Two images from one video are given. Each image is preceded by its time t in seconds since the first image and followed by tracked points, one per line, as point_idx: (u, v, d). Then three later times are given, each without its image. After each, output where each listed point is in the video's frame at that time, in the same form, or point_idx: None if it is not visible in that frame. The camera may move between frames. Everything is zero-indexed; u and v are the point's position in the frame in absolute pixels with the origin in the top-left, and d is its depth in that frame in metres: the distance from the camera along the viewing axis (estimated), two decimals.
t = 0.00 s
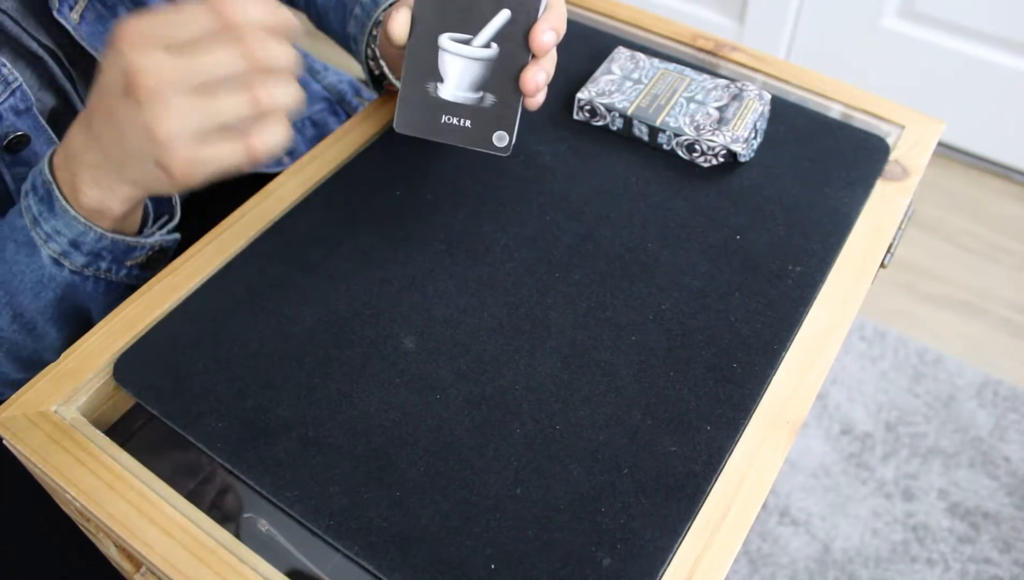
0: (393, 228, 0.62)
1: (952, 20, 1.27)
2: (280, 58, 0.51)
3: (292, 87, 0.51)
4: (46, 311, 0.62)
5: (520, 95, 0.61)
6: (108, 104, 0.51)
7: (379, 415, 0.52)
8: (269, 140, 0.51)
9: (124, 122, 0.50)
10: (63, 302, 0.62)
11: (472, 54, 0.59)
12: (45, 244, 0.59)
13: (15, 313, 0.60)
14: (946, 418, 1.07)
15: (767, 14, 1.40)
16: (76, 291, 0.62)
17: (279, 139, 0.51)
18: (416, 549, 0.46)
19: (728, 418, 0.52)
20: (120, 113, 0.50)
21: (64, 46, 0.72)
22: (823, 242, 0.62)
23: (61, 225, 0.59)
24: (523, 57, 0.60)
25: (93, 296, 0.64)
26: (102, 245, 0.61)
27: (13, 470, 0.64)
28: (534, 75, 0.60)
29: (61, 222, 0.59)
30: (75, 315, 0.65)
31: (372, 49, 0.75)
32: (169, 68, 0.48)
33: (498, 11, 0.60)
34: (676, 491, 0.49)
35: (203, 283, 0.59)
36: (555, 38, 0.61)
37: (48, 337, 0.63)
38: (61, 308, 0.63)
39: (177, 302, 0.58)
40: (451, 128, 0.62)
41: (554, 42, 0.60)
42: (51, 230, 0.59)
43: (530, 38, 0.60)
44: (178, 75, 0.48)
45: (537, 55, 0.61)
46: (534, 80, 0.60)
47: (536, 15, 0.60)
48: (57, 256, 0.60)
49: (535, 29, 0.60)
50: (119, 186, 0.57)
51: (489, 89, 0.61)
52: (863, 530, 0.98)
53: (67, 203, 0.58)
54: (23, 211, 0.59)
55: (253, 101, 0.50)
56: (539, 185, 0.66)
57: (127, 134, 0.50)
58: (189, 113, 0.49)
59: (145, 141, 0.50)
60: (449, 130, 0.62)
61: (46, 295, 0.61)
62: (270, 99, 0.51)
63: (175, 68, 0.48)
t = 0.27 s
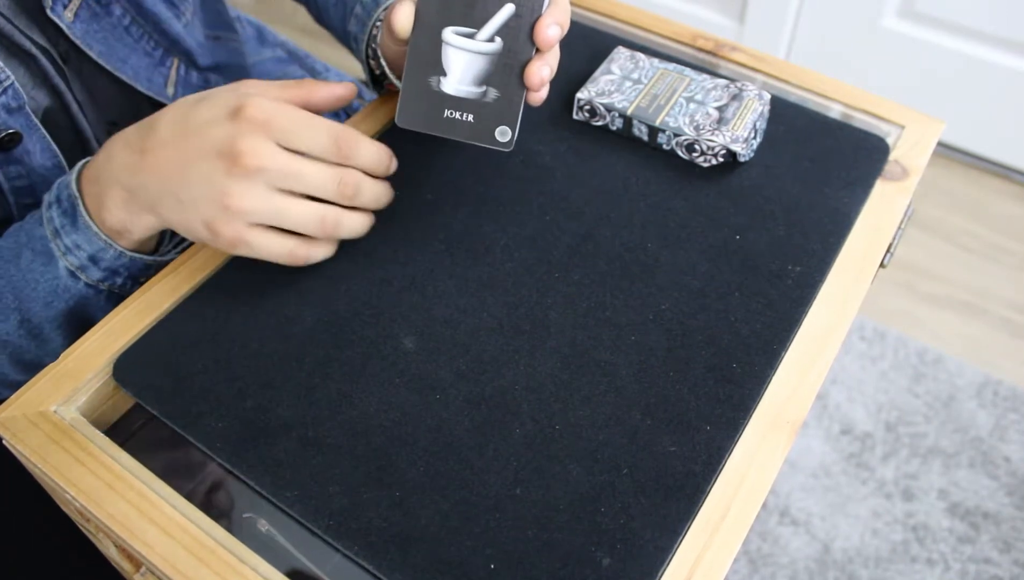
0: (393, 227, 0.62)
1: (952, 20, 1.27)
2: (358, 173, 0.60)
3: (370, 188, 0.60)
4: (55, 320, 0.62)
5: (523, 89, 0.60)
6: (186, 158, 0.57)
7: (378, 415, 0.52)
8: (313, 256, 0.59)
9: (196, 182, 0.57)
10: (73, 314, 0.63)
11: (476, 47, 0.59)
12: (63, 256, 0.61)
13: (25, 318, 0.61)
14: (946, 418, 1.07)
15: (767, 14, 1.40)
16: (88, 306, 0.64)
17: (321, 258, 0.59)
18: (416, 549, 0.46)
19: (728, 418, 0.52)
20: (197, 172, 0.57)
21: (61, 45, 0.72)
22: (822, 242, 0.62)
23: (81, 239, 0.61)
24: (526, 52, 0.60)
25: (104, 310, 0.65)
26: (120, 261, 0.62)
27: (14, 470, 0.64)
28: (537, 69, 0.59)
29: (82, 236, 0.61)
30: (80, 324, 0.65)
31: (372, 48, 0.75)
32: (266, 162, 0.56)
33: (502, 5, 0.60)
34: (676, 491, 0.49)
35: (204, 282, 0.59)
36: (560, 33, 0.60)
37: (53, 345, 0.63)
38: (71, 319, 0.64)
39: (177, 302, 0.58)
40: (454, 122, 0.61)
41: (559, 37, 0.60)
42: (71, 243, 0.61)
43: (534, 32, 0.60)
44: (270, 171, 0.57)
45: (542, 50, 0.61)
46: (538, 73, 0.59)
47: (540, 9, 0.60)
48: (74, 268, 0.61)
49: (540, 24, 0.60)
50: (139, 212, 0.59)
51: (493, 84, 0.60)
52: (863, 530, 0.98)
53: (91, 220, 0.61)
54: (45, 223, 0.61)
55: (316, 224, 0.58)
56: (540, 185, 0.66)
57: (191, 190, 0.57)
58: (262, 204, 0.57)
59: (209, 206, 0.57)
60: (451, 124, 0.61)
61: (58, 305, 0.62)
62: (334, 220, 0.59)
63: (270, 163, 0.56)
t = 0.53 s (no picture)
0: (393, 227, 0.62)
1: (952, 20, 1.27)
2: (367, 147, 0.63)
3: (381, 158, 0.62)
4: (45, 312, 0.62)
5: (533, 98, 0.60)
6: (194, 135, 0.59)
7: (378, 415, 0.52)
8: (320, 232, 0.59)
9: (208, 154, 0.59)
10: (63, 304, 0.63)
11: (487, 57, 0.59)
12: (48, 245, 0.61)
13: (15, 310, 0.61)
14: (946, 418, 1.07)
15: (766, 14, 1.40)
16: (78, 296, 0.63)
17: (327, 237, 0.59)
18: (416, 549, 0.46)
19: (728, 418, 0.52)
20: (209, 146, 0.59)
21: (53, 38, 0.71)
22: (822, 242, 0.62)
23: (64, 228, 0.60)
24: (537, 61, 0.60)
25: (94, 300, 0.64)
26: (105, 249, 0.62)
27: (13, 470, 0.64)
28: (550, 78, 0.60)
29: (65, 224, 0.60)
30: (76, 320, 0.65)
31: (372, 48, 0.75)
32: (282, 132, 0.60)
33: (513, 15, 0.60)
34: (676, 491, 0.49)
35: (204, 282, 0.59)
36: (570, 43, 0.61)
37: (46, 337, 0.64)
38: (63, 311, 0.64)
39: (177, 302, 0.58)
40: (464, 132, 0.60)
41: (570, 46, 0.61)
42: (55, 232, 0.60)
43: (545, 42, 0.60)
44: (285, 140, 0.60)
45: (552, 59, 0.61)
46: (551, 82, 0.60)
47: (551, 19, 0.60)
48: (59, 257, 0.61)
49: (551, 34, 0.60)
50: (137, 197, 0.59)
51: (504, 93, 0.60)
52: (863, 530, 0.98)
53: (74, 207, 0.60)
54: (30, 213, 0.61)
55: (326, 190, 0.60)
56: (540, 185, 0.66)
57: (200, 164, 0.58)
58: (275, 172, 0.59)
59: (219, 177, 0.58)
60: (461, 134, 0.60)
61: (46, 295, 0.62)
62: (344, 185, 0.60)
63: (284, 133, 0.60)
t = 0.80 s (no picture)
0: (393, 227, 0.62)
1: (952, 20, 1.27)
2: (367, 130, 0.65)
3: (382, 139, 0.64)
4: (43, 304, 0.62)
5: (551, 110, 0.59)
6: (198, 117, 0.61)
7: (378, 415, 0.52)
8: (324, 210, 0.60)
9: (212, 136, 0.60)
10: (61, 295, 0.63)
11: (502, 73, 0.57)
12: (46, 234, 0.60)
13: (13, 302, 0.61)
14: (946, 418, 1.07)
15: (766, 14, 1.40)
16: (76, 285, 0.63)
17: (329, 215, 0.60)
18: (415, 549, 0.46)
19: (728, 418, 0.52)
20: (213, 128, 0.60)
21: (42, 30, 0.72)
22: (822, 242, 0.62)
23: (62, 215, 0.60)
24: (552, 73, 0.58)
25: (92, 289, 0.64)
26: (103, 236, 0.62)
27: (13, 470, 0.64)
28: (566, 89, 0.58)
29: (63, 211, 0.60)
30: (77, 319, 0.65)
31: (373, 50, 0.74)
32: (286, 116, 0.62)
33: (524, 27, 0.57)
34: (675, 491, 0.49)
35: (204, 281, 0.59)
36: (582, 52, 0.59)
37: (45, 330, 0.63)
38: (61, 303, 0.64)
39: (177, 301, 0.58)
40: (485, 148, 0.60)
41: (583, 55, 0.59)
42: (53, 220, 0.60)
43: (557, 53, 0.58)
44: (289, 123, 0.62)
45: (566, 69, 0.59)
46: (566, 93, 0.58)
47: (561, 29, 0.58)
48: (58, 245, 0.61)
49: (563, 44, 0.58)
50: (137, 178, 0.59)
51: (522, 107, 0.59)
52: (863, 530, 0.97)
53: (71, 193, 0.60)
54: (27, 201, 0.60)
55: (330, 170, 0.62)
56: (540, 185, 0.66)
57: (205, 144, 0.60)
58: (280, 153, 0.61)
59: (224, 158, 0.60)
60: (483, 150, 0.60)
61: (44, 285, 0.61)
62: (347, 165, 0.62)
63: (288, 116, 0.62)
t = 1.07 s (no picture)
0: (393, 227, 0.62)
1: (952, 20, 1.27)
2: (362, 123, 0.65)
3: (376, 133, 0.64)
4: (40, 299, 0.62)
5: (549, 128, 0.59)
6: (192, 110, 0.60)
7: (378, 415, 0.52)
8: (318, 204, 0.61)
9: (207, 129, 0.60)
10: (58, 290, 0.63)
11: (498, 92, 0.56)
12: (41, 227, 0.60)
13: (11, 298, 0.61)
14: (946, 418, 1.07)
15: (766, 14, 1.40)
16: (73, 279, 0.63)
17: (324, 209, 0.61)
18: (415, 550, 0.46)
19: (728, 418, 0.52)
20: (208, 121, 0.60)
21: (36, 23, 0.71)
22: (822, 242, 0.62)
23: (56, 208, 0.60)
24: (549, 91, 0.57)
25: (90, 283, 0.64)
26: (98, 228, 0.62)
27: (12, 470, 0.64)
28: (562, 109, 0.57)
29: (58, 205, 0.60)
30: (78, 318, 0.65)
31: (373, 51, 0.74)
32: (280, 109, 0.61)
33: (523, 45, 0.56)
34: (675, 491, 0.49)
35: (204, 281, 0.59)
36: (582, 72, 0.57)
37: (43, 325, 0.64)
38: (60, 297, 0.64)
39: (177, 301, 0.58)
40: (483, 164, 0.60)
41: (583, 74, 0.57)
42: (47, 213, 0.60)
43: (555, 73, 0.56)
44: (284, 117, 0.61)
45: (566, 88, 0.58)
46: (561, 114, 0.57)
47: (561, 48, 0.56)
48: (53, 239, 0.61)
49: (561, 64, 0.56)
50: (131, 170, 0.59)
51: (520, 125, 0.58)
52: (863, 530, 0.97)
53: (66, 186, 0.60)
54: (22, 194, 0.61)
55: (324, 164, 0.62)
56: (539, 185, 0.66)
57: (200, 138, 0.59)
58: (274, 148, 0.60)
59: (218, 152, 0.59)
60: (481, 167, 0.60)
61: (41, 280, 0.62)
62: (341, 159, 0.62)
63: (283, 110, 0.61)
